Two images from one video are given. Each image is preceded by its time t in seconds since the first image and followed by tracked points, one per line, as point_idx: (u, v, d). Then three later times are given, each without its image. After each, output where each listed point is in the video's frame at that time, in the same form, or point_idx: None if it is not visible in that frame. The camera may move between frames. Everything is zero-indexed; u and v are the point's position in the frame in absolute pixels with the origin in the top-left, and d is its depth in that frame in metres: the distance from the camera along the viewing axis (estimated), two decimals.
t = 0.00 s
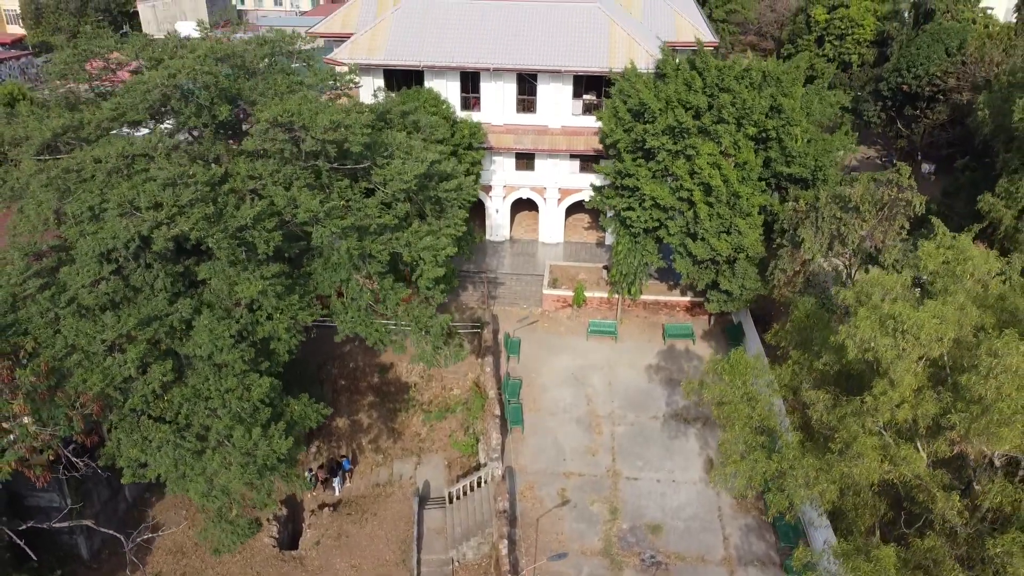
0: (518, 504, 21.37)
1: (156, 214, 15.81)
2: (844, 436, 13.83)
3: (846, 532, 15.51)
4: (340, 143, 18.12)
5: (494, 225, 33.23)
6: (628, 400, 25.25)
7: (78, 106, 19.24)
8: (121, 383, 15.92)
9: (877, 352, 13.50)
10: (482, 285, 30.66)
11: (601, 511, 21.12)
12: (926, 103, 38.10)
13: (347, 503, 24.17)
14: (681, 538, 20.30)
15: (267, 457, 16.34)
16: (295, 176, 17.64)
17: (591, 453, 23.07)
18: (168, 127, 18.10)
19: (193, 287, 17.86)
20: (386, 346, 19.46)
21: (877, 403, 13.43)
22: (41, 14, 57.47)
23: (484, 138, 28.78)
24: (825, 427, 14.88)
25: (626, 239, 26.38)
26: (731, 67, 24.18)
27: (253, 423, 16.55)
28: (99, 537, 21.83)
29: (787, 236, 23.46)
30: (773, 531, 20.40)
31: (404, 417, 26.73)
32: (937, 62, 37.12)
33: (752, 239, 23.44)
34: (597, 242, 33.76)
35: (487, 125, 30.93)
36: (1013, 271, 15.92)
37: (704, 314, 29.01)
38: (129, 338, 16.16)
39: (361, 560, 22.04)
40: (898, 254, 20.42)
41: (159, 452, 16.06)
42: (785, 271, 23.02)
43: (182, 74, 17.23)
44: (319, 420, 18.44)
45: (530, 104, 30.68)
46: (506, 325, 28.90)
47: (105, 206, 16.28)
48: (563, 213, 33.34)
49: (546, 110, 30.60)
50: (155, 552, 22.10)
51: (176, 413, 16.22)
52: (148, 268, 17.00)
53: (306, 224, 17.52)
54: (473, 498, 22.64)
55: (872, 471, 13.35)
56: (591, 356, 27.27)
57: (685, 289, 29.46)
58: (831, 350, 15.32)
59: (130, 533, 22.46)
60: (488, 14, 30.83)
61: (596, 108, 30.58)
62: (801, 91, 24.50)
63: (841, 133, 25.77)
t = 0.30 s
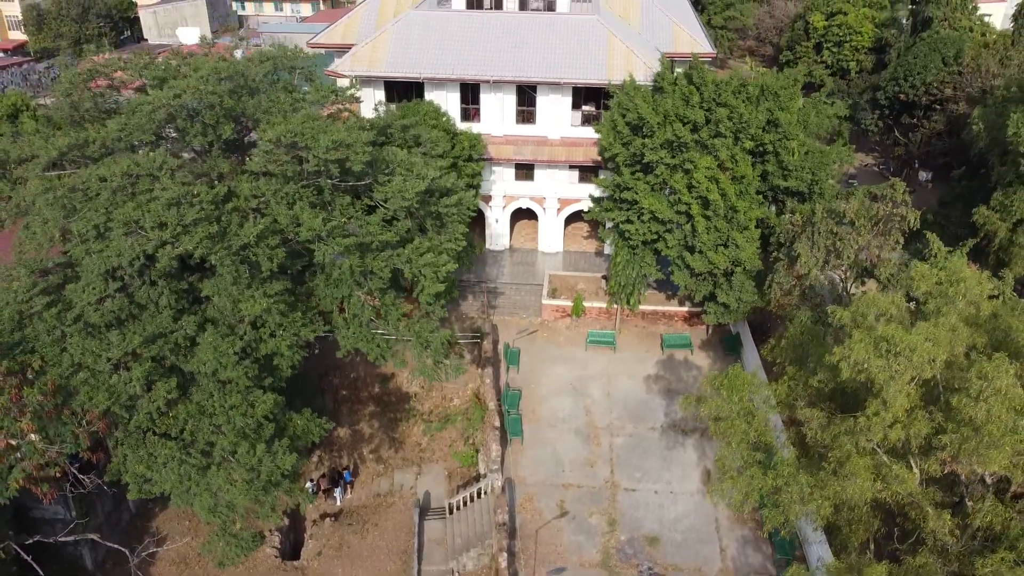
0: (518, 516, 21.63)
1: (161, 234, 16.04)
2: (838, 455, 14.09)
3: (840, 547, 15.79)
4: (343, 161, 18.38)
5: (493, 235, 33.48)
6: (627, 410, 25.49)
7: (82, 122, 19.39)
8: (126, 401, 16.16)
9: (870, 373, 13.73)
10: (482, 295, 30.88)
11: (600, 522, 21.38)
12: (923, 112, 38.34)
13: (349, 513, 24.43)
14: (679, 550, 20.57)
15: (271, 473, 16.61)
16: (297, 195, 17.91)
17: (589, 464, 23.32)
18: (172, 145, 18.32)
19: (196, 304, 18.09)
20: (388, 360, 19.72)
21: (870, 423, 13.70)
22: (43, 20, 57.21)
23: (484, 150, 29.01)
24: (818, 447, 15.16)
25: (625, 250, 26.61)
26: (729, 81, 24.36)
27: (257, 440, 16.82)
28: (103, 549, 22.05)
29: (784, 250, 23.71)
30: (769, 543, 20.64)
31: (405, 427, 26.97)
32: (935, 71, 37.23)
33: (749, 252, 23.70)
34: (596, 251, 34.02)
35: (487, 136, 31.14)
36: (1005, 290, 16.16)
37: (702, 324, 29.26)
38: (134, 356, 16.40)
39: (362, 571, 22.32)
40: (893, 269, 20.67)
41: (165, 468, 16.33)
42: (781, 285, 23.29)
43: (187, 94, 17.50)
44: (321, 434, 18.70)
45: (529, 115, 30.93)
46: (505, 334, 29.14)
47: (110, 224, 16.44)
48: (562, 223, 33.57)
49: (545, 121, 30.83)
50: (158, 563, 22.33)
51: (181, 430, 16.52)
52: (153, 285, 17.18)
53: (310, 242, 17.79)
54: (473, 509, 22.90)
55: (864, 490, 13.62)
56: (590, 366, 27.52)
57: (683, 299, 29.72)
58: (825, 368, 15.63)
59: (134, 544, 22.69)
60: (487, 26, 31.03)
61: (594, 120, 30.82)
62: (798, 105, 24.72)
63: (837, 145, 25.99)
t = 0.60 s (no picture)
0: (518, 526, 21.87)
1: (166, 253, 16.26)
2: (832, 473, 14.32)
3: (835, 561, 16.02)
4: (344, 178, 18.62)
5: (493, 244, 33.72)
6: (626, 421, 25.72)
7: (87, 139, 19.62)
8: (131, 417, 16.40)
9: (864, 393, 13.97)
10: (482, 304, 31.09)
11: (598, 533, 21.62)
12: (920, 120, 38.61)
13: (350, 522, 24.67)
14: (676, 561, 20.81)
15: (274, 487, 16.86)
16: (300, 213, 18.20)
17: (588, 475, 23.56)
18: (176, 163, 18.57)
19: (200, 319, 18.34)
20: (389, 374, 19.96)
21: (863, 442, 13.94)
22: (44, 26, 57.41)
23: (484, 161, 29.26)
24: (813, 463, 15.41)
25: (623, 262, 26.85)
26: (726, 95, 24.64)
27: (260, 455, 17.04)
28: (107, 559, 22.26)
29: (780, 263, 23.96)
30: (766, 554, 20.88)
31: (405, 437, 27.19)
32: (931, 81, 37.72)
33: (746, 265, 23.96)
34: (595, 260, 34.27)
35: (487, 146, 31.38)
36: (996, 308, 16.41)
37: (700, 334, 29.50)
38: (139, 373, 16.63)
39: None
40: (888, 283, 20.92)
41: (170, 483, 16.58)
42: (777, 298, 23.55)
43: (192, 114, 17.66)
44: (323, 448, 18.93)
45: (528, 126, 31.14)
46: (505, 344, 29.37)
47: (115, 243, 16.67)
48: (561, 232, 33.81)
49: (544, 132, 31.06)
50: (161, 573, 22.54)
51: (185, 445, 16.78)
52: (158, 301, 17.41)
53: (312, 260, 18.04)
54: (473, 519, 23.14)
55: (857, 508, 13.87)
56: (588, 376, 27.76)
57: (681, 309, 29.97)
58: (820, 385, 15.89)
59: (137, 553, 22.91)
60: (487, 37, 31.26)
61: (593, 130, 31.00)
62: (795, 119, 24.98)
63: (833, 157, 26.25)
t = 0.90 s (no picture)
0: (516, 537, 22.09)
1: (169, 272, 16.46)
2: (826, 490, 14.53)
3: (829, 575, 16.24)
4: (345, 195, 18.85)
5: (492, 253, 33.97)
6: (624, 431, 25.94)
7: (90, 155, 19.86)
8: (135, 433, 16.59)
9: (856, 412, 14.18)
10: (481, 313, 31.29)
11: (596, 544, 21.85)
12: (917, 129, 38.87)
13: (350, 532, 24.90)
14: (673, 572, 21.03)
15: (275, 502, 17.07)
16: (301, 230, 18.45)
17: (586, 485, 23.77)
18: (179, 180, 18.78)
19: (203, 335, 18.55)
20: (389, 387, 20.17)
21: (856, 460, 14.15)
22: (46, 32, 58.21)
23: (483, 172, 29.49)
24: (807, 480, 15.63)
25: (621, 273, 27.06)
26: (723, 109, 24.91)
27: (262, 469, 17.25)
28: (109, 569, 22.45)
29: (777, 275, 24.19)
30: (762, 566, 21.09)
31: (406, 446, 27.39)
32: (927, 90, 37.98)
33: (743, 278, 24.18)
34: (593, 269, 34.52)
35: (487, 156, 31.59)
36: (987, 325, 16.64)
37: (697, 343, 29.72)
38: (142, 389, 16.83)
39: None
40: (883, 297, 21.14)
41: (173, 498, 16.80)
42: (773, 310, 23.78)
43: (195, 133, 17.94)
44: (324, 461, 19.15)
45: (527, 136, 31.41)
46: (504, 354, 29.59)
47: (118, 261, 16.86)
48: (559, 241, 34.03)
49: (543, 142, 31.30)
50: None
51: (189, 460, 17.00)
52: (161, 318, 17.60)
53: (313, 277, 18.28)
54: (473, 530, 23.37)
55: (850, 525, 14.10)
56: (587, 386, 27.98)
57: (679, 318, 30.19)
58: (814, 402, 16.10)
59: (140, 563, 23.12)
60: (486, 48, 31.45)
61: (591, 140, 31.29)
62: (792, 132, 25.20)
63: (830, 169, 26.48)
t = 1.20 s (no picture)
0: (515, 548, 22.32)
1: (173, 291, 16.69)
2: (819, 507, 14.75)
3: None
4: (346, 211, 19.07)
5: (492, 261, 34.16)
6: (622, 441, 26.17)
7: (94, 170, 20.12)
8: (139, 449, 16.79)
9: (850, 430, 14.42)
10: (481, 321, 31.51)
11: (595, 555, 22.08)
12: (914, 137, 39.11)
13: (351, 541, 25.13)
14: None
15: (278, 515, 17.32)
16: (303, 246, 18.68)
17: (584, 495, 24.00)
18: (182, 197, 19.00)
19: (205, 349, 18.77)
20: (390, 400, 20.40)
21: (849, 478, 14.36)
22: (47, 37, 58.77)
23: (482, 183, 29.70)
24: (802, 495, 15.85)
25: (620, 284, 27.29)
26: (720, 122, 25.12)
27: (264, 483, 17.49)
28: None
29: (773, 287, 24.42)
30: None
31: (405, 455, 27.61)
32: (924, 99, 38.20)
33: (740, 289, 24.41)
34: (592, 277, 34.74)
35: (486, 166, 31.80)
36: (980, 341, 16.85)
37: (695, 352, 29.94)
38: (146, 405, 17.02)
39: None
40: (878, 310, 21.39)
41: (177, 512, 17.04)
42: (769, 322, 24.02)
43: (198, 150, 18.23)
44: (325, 473, 19.38)
45: (526, 146, 31.58)
46: (503, 363, 29.81)
47: (122, 278, 17.08)
48: (558, 250, 34.24)
49: (542, 151, 31.49)
50: None
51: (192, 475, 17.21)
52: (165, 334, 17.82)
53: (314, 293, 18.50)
54: (472, 540, 23.60)
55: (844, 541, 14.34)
56: (585, 396, 28.20)
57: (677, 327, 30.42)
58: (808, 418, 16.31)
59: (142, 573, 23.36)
60: (486, 59, 31.68)
61: (590, 150, 31.47)
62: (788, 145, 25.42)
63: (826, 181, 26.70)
